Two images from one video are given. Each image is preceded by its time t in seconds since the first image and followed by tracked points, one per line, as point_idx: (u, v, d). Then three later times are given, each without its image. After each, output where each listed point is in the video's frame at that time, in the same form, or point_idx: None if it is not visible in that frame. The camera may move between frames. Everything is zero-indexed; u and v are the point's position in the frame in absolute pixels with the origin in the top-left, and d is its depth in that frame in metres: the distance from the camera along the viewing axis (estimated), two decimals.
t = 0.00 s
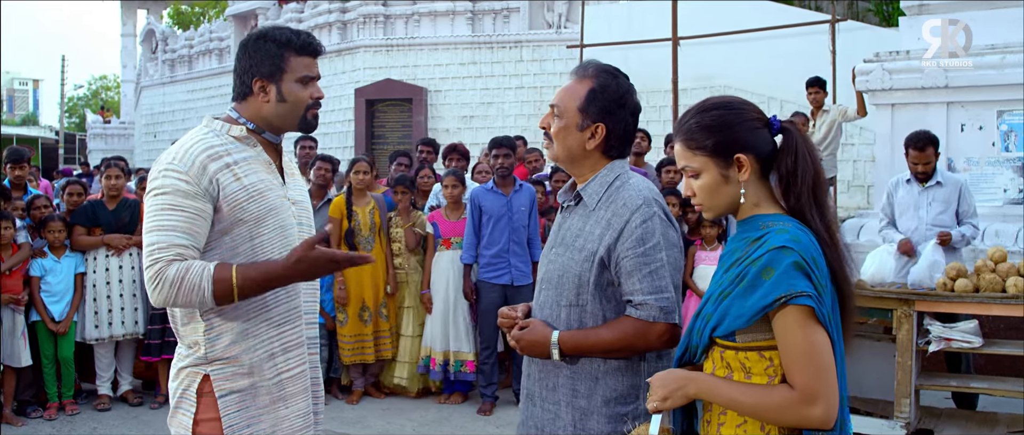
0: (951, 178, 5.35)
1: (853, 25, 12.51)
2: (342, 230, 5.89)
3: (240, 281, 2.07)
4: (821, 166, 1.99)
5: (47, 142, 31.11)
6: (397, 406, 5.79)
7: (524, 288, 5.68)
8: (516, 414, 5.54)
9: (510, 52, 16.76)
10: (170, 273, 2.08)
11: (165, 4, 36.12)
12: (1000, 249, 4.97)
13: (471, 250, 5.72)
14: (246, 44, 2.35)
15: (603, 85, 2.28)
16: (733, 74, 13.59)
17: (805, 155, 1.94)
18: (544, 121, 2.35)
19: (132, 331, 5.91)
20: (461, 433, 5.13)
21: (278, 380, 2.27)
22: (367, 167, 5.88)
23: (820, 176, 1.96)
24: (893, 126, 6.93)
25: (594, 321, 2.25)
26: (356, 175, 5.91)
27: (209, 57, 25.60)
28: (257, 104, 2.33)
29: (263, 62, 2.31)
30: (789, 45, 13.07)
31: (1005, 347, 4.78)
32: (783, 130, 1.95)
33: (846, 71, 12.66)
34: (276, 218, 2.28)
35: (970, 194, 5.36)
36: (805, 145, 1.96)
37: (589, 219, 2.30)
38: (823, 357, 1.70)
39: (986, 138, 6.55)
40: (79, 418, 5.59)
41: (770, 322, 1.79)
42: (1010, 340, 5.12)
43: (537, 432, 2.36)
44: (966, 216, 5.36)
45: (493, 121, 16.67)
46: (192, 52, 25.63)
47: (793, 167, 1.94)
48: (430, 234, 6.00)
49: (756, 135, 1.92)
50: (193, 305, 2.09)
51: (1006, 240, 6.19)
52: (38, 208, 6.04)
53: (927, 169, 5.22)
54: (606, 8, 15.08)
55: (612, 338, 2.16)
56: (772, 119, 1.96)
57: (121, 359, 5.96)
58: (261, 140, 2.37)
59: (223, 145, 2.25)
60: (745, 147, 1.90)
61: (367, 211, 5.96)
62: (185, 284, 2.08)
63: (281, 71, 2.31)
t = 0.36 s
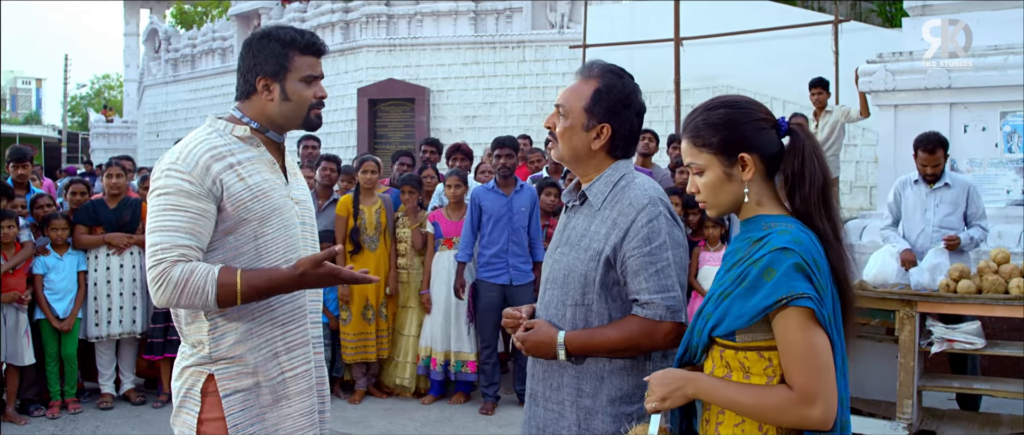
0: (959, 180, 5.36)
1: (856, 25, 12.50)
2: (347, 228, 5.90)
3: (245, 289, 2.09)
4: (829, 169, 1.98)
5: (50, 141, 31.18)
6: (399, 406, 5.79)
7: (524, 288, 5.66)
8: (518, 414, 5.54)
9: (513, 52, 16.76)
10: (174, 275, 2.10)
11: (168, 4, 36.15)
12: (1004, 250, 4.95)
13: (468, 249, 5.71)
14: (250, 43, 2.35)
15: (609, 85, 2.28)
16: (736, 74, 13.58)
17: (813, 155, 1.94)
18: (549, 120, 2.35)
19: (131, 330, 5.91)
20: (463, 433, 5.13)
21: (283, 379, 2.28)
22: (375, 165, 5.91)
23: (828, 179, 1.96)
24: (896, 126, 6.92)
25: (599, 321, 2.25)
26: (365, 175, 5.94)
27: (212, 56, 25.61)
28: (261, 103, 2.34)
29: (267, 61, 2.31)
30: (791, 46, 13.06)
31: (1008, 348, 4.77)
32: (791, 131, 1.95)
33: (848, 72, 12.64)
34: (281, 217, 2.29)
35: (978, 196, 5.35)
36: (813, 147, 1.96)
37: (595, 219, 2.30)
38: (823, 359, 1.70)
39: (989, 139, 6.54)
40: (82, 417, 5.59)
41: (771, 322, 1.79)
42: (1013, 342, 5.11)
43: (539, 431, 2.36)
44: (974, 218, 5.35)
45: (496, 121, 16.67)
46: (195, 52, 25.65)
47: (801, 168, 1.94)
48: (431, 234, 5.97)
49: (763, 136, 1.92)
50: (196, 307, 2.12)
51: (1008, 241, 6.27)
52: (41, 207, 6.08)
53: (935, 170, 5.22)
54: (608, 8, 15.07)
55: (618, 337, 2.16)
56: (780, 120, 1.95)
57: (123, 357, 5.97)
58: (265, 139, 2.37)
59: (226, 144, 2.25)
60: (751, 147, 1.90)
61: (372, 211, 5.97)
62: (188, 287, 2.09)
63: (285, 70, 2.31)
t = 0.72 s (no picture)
0: (957, 179, 5.36)
1: (853, 24, 12.51)
2: (346, 227, 5.93)
3: (240, 287, 2.10)
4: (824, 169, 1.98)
5: (47, 140, 31.12)
6: (397, 405, 5.79)
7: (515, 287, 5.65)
8: (515, 413, 5.55)
9: (510, 51, 16.75)
10: (169, 274, 2.10)
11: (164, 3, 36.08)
12: (1000, 248, 4.97)
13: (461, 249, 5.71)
14: (243, 41, 2.35)
15: (609, 83, 2.28)
16: (733, 73, 13.59)
17: (807, 154, 1.94)
18: (550, 120, 2.36)
19: (128, 329, 5.90)
20: (460, 431, 5.13)
21: (279, 377, 2.28)
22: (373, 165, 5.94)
23: (824, 179, 1.96)
24: (892, 125, 6.94)
25: (599, 318, 2.26)
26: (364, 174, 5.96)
27: (209, 55, 25.55)
28: (255, 101, 2.34)
29: (260, 59, 2.31)
30: (789, 45, 13.07)
31: (1004, 346, 4.78)
32: (787, 129, 1.95)
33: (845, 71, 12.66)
34: (277, 215, 2.29)
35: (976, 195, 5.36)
36: (809, 146, 1.96)
37: (594, 217, 2.31)
38: (811, 356, 1.71)
39: (985, 138, 6.56)
40: (80, 416, 5.58)
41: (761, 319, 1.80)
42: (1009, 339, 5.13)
43: (539, 428, 2.37)
44: (972, 217, 5.36)
45: (493, 120, 16.67)
46: (192, 51, 25.60)
47: (794, 166, 1.94)
48: (423, 233, 5.97)
49: (758, 133, 1.92)
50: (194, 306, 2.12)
51: (1004, 240, 6.22)
52: (37, 206, 6.06)
53: (934, 169, 5.23)
54: (606, 7, 15.07)
55: (617, 334, 2.17)
56: (777, 118, 1.96)
57: (120, 356, 5.96)
58: (259, 137, 2.37)
59: (220, 144, 2.26)
60: (744, 143, 1.91)
61: (371, 209, 5.98)
62: (183, 286, 2.09)
63: (279, 67, 2.31)
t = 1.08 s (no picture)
0: (950, 178, 5.38)
1: (845, 24, 12.55)
2: (338, 229, 5.91)
3: (225, 263, 2.05)
4: (822, 180, 1.98)
5: (39, 144, 31.02)
6: (392, 407, 5.78)
7: (506, 288, 5.65)
8: (510, 414, 5.54)
9: (503, 52, 16.76)
10: (156, 269, 2.09)
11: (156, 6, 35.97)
12: (993, 246, 4.99)
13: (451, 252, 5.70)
14: (237, 45, 2.35)
15: (604, 85, 2.29)
16: (726, 73, 13.62)
17: (804, 166, 1.94)
18: (544, 121, 2.36)
19: (122, 333, 5.88)
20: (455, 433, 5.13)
21: (271, 382, 2.28)
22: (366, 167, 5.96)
23: (819, 190, 1.96)
24: (885, 124, 6.97)
25: (594, 320, 2.26)
26: (354, 175, 5.98)
27: (201, 58, 25.46)
28: (249, 104, 2.34)
29: (254, 62, 2.31)
30: (781, 45, 13.10)
31: (996, 344, 4.80)
32: (786, 139, 1.95)
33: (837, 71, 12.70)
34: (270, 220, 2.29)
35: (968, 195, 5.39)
36: (807, 156, 1.96)
37: (588, 218, 2.31)
38: (801, 358, 1.71)
39: (977, 137, 6.59)
40: (74, 421, 5.56)
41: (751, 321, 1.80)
42: (1002, 337, 5.15)
43: (535, 430, 2.37)
44: (963, 217, 5.38)
45: (486, 121, 16.66)
46: (184, 54, 25.52)
47: (788, 174, 1.94)
48: (414, 235, 5.95)
49: (757, 137, 1.93)
50: (184, 296, 2.09)
51: (996, 237, 6.24)
52: (30, 210, 6.00)
53: (927, 168, 5.26)
54: (599, 8, 15.09)
55: (611, 336, 2.17)
56: (778, 125, 1.96)
57: (114, 361, 5.93)
58: (254, 141, 2.37)
59: (214, 147, 2.25)
60: (740, 145, 1.92)
61: (362, 211, 5.99)
62: (170, 279, 2.08)
63: (273, 70, 2.30)
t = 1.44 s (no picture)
0: (945, 177, 5.37)
1: (839, 24, 12.57)
2: (332, 234, 5.91)
3: (222, 275, 2.06)
4: (817, 182, 1.97)
5: (34, 151, 30.96)
6: (389, 411, 5.77)
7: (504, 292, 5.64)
8: (508, 418, 5.54)
9: (499, 55, 16.78)
10: (153, 279, 2.08)
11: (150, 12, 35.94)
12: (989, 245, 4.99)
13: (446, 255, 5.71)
14: (231, 50, 2.35)
15: (603, 87, 2.29)
16: (721, 74, 13.65)
17: (799, 168, 1.94)
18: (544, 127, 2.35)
19: (119, 339, 5.87)
20: None
21: (269, 388, 2.28)
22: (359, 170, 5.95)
23: (815, 193, 1.95)
24: (880, 125, 6.98)
25: (595, 322, 2.26)
26: (348, 180, 5.98)
27: (196, 63, 25.41)
28: (242, 109, 2.33)
29: (248, 66, 2.31)
30: (775, 46, 13.12)
31: (993, 343, 4.81)
32: (781, 142, 1.95)
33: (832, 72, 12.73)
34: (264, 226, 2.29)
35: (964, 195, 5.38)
36: (803, 159, 1.96)
37: (589, 220, 2.31)
38: (796, 361, 1.71)
39: (972, 136, 6.61)
40: (70, 428, 5.54)
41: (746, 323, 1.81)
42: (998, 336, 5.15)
43: None
44: (960, 216, 5.37)
45: (482, 124, 16.66)
46: (179, 59, 25.48)
47: (782, 174, 1.94)
48: (410, 239, 5.95)
49: (753, 138, 1.93)
50: (179, 307, 2.09)
51: (993, 236, 6.26)
52: (24, 217, 5.98)
53: (921, 168, 5.25)
54: (594, 11, 15.11)
55: (612, 339, 2.17)
56: (774, 127, 1.96)
57: (111, 367, 5.91)
58: (248, 147, 2.37)
59: (208, 153, 2.25)
60: (735, 146, 1.93)
61: (355, 216, 6.01)
62: (166, 290, 2.07)
63: (267, 76, 2.30)
